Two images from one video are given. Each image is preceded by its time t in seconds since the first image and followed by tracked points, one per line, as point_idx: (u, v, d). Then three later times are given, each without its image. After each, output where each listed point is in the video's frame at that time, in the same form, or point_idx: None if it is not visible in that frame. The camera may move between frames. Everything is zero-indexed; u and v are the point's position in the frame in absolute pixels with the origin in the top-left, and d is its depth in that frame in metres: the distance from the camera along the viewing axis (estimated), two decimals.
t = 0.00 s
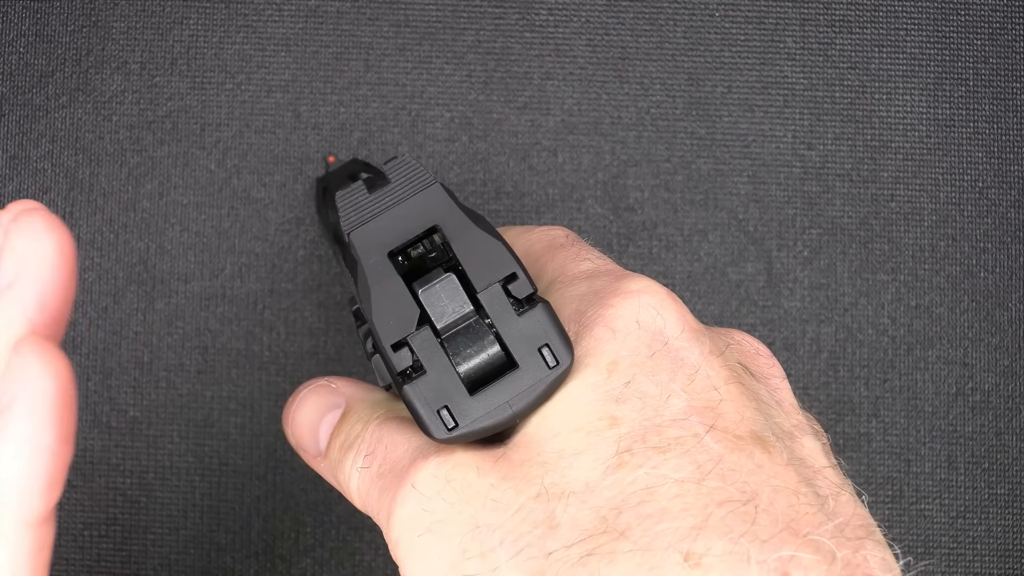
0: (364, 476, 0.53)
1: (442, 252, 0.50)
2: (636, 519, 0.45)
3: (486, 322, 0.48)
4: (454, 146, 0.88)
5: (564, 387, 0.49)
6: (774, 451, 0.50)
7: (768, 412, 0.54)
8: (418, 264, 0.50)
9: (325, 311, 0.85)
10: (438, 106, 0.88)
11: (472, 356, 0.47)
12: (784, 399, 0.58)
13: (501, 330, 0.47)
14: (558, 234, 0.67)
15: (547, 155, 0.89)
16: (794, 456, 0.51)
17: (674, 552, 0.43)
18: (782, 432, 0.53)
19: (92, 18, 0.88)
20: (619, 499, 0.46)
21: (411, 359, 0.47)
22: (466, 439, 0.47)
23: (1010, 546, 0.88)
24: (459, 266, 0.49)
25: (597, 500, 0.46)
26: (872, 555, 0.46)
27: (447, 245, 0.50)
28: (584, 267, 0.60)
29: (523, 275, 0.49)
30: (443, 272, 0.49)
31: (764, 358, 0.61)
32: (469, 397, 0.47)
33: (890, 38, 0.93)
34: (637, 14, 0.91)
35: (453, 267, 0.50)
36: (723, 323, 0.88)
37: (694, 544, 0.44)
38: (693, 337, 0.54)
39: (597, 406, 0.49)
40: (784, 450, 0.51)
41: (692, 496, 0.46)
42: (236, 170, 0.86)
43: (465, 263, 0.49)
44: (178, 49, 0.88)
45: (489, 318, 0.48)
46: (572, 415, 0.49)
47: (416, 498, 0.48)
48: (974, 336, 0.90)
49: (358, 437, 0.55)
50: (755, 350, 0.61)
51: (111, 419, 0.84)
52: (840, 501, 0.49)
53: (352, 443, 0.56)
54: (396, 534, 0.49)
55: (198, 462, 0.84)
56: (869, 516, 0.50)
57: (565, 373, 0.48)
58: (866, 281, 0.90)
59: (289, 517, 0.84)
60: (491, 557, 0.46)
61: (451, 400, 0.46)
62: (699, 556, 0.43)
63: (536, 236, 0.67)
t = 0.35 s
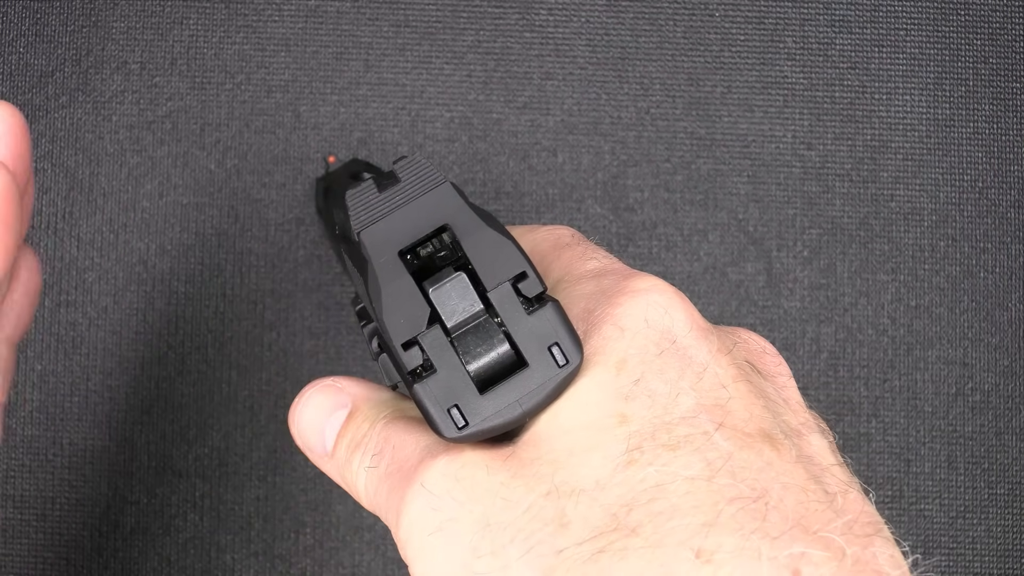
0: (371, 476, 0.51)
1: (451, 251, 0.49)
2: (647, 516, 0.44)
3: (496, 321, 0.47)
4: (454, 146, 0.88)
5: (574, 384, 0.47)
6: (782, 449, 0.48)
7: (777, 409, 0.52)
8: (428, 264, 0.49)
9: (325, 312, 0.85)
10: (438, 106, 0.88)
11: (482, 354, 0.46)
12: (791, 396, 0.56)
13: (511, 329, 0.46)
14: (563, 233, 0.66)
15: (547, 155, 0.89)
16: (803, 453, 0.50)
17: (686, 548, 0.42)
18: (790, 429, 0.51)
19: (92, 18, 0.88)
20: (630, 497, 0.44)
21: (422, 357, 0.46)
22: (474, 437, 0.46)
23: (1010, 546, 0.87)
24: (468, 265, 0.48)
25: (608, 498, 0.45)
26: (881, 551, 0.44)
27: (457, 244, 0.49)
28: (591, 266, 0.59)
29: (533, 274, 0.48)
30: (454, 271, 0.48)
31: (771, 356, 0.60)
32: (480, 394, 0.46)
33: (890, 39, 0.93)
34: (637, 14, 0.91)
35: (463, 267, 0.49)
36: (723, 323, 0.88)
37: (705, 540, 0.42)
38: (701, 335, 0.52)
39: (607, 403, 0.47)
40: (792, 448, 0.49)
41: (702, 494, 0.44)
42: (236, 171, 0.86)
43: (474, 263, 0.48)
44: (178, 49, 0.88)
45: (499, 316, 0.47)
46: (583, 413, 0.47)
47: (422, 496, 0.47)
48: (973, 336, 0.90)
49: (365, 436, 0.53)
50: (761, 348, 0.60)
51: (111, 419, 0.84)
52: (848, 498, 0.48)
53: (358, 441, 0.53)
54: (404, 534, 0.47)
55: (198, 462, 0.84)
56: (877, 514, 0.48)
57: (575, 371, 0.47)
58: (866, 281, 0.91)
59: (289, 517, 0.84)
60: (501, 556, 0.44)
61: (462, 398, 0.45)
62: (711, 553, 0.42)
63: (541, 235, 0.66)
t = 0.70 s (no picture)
0: (401, 469, 0.49)
1: (491, 243, 0.44)
2: (689, 507, 0.42)
3: (534, 311, 0.43)
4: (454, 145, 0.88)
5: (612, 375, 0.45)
6: (816, 442, 0.47)
7: (807, 405, 0.51)
8: (469, 257, 0.44)
9: (325, 311, 0.85)
10: (438, 106, 0.88)
11: (522, 344, 0.43)
12: (818, 394, 0.55)
13: (551, 322, 0.43)
14: (584, 230, 0.65)
15: (547, 155, 0.89)
16: (836, 448, 0.48)
17: (729, 538, 0.40)
18: (821, 425, 0.50)
19: (92, 18, 0.88)
20: (670, 488, 0.43)
21: (463, 347, 0.42)
22: (515, 429, 0.43)
23: (1010, 546, 0.88)
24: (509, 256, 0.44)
25: (647, 489, 0.43)
26: (916, 545, 0.43)
27: (497, 235, 0.44)
28: (618, 263, 0.58)
29: (573, 265, 0.44)
30: (496, 261, 0.43)
31: (795, 354, 0.59)
32: (521, 386, 0.42)
33: (890, 38, 0.93)
34: (637, 14, 0.91)
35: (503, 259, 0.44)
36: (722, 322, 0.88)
37: (749, 530, 0.41)
38: (734, 330, 0.50)
39: (644, 396, 0.45)
40: (826, 442, 0.48)
41: (744, 485, 0.42)
42: (236, 171, 0.86)
43: (519, 253, 0.43)
44: (178, 49, 0.88)
45: (538, 306, 0.43)
46: (621, 405, 0.45)
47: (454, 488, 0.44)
48: (974, 336, 0.90)
49: (393, 429, 0.51)
50: (785, 346, 0.59)
51: (111, 419, 0.84)
52: (883, 492, 0.47)
53: (385, 434, 0.51)
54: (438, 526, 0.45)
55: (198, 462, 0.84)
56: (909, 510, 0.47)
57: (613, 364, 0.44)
58: (866, 281, 0.90)
59: (289, 517, 0.84)
60: (541, 548, 0.42)
61: (502, 389, 0.42)
62: (755, 543, 0.40)
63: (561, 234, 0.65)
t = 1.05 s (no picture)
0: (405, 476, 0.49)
1: (492, 248, 0.44)
2: (694, 513, 0.42)
3: (536, 316, 0.43)
4: (454, 146, 0.88)
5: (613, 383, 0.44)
6: (818, 445, 0.47)
7: (808, 407, 0.51)
8: (469, 263, 0.44)
9: (325, 312, 0.85)
10: (438, 106, 0.88)
11: (525, 350, 0.42)
12: (818, 394, 0.55)
13: (553, 327, 0.42)
14: (585, 233, 0.65)
15: (547, 155, 0.89)
16: (837, 450, 0.48)
17: (733, 544, 0.40)
18: (823, 426, 0.50)
19: (92, 18, 0.88)
20: (674, 493, 0.42)
21: (466, 354, 0.42)
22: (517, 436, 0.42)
23: (1010, 546, 0.88)
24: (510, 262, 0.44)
25: (651, 495, 0.43)
26: (919, 547, 0.43)
27: (498, 241, 0.44)
28: (618, 267, 0.57)
29: (575, 270, 0.44)
30: (497, 267, 0.43)
31: (794, 353, 0.59)
32: (525, 392, 0.42)
33: (890, 39, 0.93)
34: (637, 14, 0.91)
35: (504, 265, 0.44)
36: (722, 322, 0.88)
37: (753, 535, 0.41)
38: (735, 333, 0.50)
39: (646, 402, 0.45)
40: (827, 444, 0.48)
41: (748, 490, 0.42)
42: (236, 171, 0.86)
43: (520, 258, 0.43)
44: (179, 49, 0.88)
45: (539, 313, 0.43)
46: (623, 411, 0.44)
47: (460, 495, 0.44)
48: (974, 336, 0.90)
49: (395, 436, 0.51)
50: (783, 345, 0.59)
51: (111, 419, 0.84)
52: (884, 493, 0.47)
53: (388, 441, 0.51)
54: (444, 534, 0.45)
55: (198, 462, 0.84)
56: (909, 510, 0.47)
57: (614, 370, 0.43)
58: (866, 281, 0.90)
59: (289, 517, 0.84)
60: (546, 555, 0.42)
61: (504, 395, 0.42)
62: (759, 548, 0.40)
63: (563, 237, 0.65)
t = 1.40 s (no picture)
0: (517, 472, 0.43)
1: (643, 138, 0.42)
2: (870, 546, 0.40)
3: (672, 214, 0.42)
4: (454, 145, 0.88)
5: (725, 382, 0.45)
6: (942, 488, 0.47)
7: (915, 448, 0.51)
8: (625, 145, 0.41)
9: (325, 311, 0.85)
10: (438, 106, 0.88)
11: (654, 236, 0.42)
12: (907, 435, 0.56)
13: (687, 226, 0.41)
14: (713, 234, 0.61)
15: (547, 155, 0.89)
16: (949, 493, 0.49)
17: None
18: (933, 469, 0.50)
19: (92, 18, 0.88)
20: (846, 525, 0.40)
21: (605, 227, 0.41)
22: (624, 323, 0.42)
23: (1010, 546, 0.88)
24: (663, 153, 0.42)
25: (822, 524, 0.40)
26: None
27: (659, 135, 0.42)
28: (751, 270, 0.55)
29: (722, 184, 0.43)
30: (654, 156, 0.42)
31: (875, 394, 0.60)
32: (650, 281, 0.41)
33: (890, 38, 0.93)
34: (637, 14, 0.91)
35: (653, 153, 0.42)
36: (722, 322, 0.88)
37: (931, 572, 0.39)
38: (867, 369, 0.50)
39: (805, 427, 0.43)
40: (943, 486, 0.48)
41: (913, 527, 0.41)
42: (236, 171, 0.87)
43: (680, 152, 0.41)
44: (178, 49, 0.88)
45: (680, 212, 0.42)
46: (766, 423, 0.43)
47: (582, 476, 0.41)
48: (974, 336, 0.90)
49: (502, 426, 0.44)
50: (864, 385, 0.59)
51: (111, 419, 0.84)
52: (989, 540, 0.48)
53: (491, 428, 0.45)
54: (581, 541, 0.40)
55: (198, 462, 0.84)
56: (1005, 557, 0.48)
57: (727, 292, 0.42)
58: (866, 281, 0.90)
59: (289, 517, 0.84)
60: None
61: (629, 279, 0.41)
62: None
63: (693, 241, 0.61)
